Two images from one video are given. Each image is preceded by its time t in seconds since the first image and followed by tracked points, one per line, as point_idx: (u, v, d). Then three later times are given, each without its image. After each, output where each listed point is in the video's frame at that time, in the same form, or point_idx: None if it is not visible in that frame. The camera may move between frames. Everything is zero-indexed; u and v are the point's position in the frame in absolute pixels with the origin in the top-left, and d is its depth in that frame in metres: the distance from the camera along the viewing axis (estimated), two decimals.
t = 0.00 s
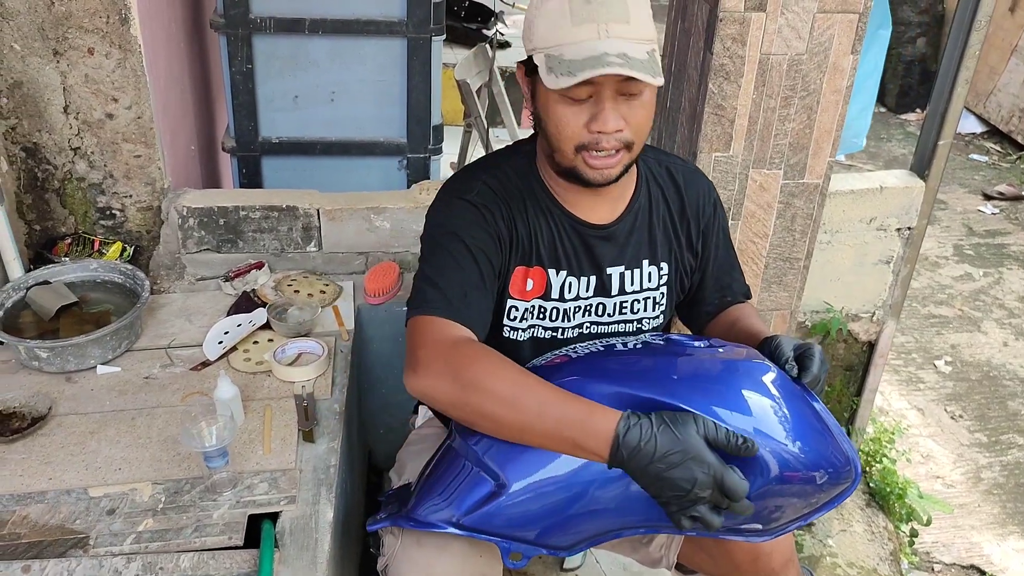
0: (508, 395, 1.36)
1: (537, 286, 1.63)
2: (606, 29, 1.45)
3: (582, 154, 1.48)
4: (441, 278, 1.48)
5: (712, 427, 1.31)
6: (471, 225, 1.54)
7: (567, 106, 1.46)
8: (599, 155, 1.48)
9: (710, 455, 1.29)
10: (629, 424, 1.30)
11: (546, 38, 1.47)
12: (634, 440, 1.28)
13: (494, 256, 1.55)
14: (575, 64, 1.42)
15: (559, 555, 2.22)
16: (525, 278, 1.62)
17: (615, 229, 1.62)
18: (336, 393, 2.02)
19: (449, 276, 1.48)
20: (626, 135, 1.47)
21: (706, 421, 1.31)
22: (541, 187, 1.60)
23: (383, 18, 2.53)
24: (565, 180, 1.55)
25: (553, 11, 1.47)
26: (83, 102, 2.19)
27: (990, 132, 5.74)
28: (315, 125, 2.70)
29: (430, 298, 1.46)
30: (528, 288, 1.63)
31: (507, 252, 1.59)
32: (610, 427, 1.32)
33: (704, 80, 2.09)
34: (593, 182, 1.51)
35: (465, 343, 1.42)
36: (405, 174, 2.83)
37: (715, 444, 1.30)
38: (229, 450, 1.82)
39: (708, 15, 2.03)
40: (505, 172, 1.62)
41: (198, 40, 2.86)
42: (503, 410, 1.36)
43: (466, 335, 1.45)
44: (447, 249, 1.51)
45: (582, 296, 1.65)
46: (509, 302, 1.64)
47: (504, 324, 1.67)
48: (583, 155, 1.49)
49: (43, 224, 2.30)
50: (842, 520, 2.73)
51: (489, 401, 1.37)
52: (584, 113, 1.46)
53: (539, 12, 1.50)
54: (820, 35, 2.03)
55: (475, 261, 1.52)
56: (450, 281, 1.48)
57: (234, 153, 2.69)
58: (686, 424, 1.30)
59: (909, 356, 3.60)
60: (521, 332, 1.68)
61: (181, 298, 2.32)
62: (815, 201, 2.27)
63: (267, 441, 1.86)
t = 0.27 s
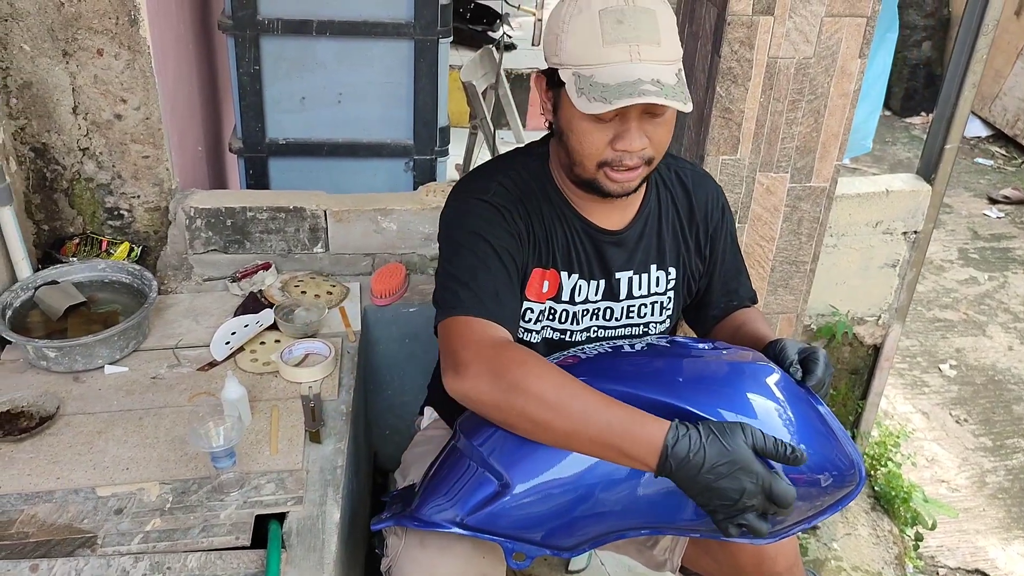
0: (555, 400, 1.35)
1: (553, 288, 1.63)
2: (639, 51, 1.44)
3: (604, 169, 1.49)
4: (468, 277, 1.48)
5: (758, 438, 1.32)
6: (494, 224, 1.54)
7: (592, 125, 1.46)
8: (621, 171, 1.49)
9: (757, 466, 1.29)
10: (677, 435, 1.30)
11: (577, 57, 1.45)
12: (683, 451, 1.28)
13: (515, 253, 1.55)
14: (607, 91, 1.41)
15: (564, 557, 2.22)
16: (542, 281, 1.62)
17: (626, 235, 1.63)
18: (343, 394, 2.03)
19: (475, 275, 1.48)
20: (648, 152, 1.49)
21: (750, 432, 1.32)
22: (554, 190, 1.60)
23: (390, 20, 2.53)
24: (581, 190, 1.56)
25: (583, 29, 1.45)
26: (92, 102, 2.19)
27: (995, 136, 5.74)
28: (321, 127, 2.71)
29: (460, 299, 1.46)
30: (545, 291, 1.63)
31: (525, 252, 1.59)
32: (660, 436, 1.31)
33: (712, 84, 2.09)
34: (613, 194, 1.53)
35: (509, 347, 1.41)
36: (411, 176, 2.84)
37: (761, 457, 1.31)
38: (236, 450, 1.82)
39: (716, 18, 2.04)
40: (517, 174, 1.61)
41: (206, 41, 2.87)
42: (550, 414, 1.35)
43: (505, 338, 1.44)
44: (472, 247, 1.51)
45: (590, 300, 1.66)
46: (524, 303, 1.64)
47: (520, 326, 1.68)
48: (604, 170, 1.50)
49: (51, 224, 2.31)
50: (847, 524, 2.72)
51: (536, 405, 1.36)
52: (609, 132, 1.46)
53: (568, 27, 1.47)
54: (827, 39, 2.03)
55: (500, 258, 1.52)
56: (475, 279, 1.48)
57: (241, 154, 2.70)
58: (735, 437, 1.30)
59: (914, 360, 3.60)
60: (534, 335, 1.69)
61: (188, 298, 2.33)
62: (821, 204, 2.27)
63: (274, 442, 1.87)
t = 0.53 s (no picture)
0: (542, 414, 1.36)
1: (557, 292, 1.63)
2: (652, 60, 1.44)
3: (612, 174, 1.50)
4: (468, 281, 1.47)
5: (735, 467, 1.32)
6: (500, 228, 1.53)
7: (602, 130, 1.46)
8: (629, 177, 1.50)
9: (727, 497, 1.30)
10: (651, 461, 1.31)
11: (591, 62, 1.45)
12: (657, 474, 1.29)
13: (517, 258, 1.55)
14: (618, 98, 1.41)
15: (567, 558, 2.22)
16: (546, 285, 1.62)
17: (635, 237, 1.63)
18: (347, 395, 2.03)
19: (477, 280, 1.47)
20: (657, 159, 1.49)
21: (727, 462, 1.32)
22: (563, 194, 1.60)
23: (396, 21, 2.54)
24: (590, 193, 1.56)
25: (598, 36, 1.45)
26: (98, 102, 2.20)
27: (999, 138, 5.73)
28: (326, 127, 2.71)
29: (456, 302, 1.46)
30: (548, 295, 1.63)
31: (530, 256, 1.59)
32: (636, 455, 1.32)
33: (717, 85, 2.09)
34: (620, 199, 1.54)
35: (498, 355, 1.41)
36: (416, 176, 2.84)
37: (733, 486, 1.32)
38: (241, 450, 1.82)
39: (722, 20, 2.04)
40: (528, 177, 1.61)
41: (211, 42, 2.87)
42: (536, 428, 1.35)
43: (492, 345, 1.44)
44: (476, 250, 1.51)
45: (600, 302, 1.66)
46: (530, 309, 1.64)
47: (525, 331, 1.68)
48: (613, 175, 1.50)
49: (57, 223, 2.31)
50: (850, 526, 2.72)
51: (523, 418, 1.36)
52: (619, 138, 1.47)
53: (583, 30, 1.47)
54: (833, 41, 2.03)
55: (502, 263, 1.51)
56: (477, 284, 1.47)
57: (246, 154, 2.70)
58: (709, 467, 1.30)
59: (918, 362, 3.60)
60: (539, 339, 1.69)
61: (192, 298, 2.33)
62: (826, 207, 2.27)
63: (279, 442, 1.87)
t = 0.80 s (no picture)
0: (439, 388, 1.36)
1: (547, 289, 1.63)
2: (656, 69, 1.44)
3: (613, 176, 1.50)
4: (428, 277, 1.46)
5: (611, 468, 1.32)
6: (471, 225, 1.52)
7: (605, 134, 1.45)
8: (630, 180, 1.50)
9: (600, 494, 1.31)
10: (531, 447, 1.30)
11: (597, 68, 1.45)
12: (533, 465, 1.28)
13: (484, 260, 1.54)
14: (620, 106, 1.42)
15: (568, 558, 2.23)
16: (532, 282, 1.62)
17: (635, 231, 1.63)
18: (348, 394, 2.03)
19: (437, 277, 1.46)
20: (658, 164, 1.49)
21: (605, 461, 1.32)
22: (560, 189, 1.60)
23: (398, 20, 2.54)
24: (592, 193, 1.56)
25: (605, 40, 1.45)
26: (100, 100, 2.20)
27: (1003, 139, 5.72)
28: (329, 126, 2.71)
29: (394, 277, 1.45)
30: (536, 292, 1.63)
31: (504, 255, 1.59)
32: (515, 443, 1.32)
33: (719, 85, 2.09)
34: (620, 199, 1.54)
35: (416, 334, 1.40)
36: (418, 176, 2.84)
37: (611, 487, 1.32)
38: (242, 449, 1.82)
39: (724, 20, 2.03)
40: (525, 172, 1.61)
41: (214, 40, 2.88)
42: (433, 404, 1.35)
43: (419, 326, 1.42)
44: (438, 241, 1.50)
45: (598, 298, 1.66)
46: (517, 305, 1.63)
47: (513, 328, 1.66)
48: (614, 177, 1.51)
49: (59, 221, 2.32)
50: (852, 527, 2.71)
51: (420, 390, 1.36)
52: (621, 142, 1.46)
53: (591, 34, 1.46)
54: (836, 42, 2.03)
55: (462, 265, 1.50)
56: (437, 281, 1.46)
57: (249, 152, 2.70)
58: (585, 463, 1.30)
59: (920, 363, 3.59)
60: (529, 335, 1.67)
61: (194, 296, 2.33)
62: (828, 207, 2.27)
63: (280, 440, 1.87)
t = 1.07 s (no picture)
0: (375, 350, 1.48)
1: (541, 278, 1.65)
2: (654, 70, 1.43)
3: (608, 172, 1.50)
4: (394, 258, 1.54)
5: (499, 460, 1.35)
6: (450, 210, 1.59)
7: (600, 129, 1.46)
8: (624, 177, 1.50)
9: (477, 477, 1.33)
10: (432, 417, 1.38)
11: (597, 63, 1.45)
12: (422, 434, 1.35)
13: (458, 247, 1.60)
14: (611, 105, 1.42)
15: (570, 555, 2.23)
16: (526, 269, 1.65)
17: (636, 225, 1.64)
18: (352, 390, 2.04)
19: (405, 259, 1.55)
20: (654, 164, 1.48)
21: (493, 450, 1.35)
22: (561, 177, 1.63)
23: (402, 16, 2.53)
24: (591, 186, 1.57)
25: (606, 38, 1.45)
26: (105, 96, 2.20)
27: (1007, 137, 5.71)
28: (332, 123, 2.71)
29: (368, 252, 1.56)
30: (529, 279, 1.66)
31: (489, 243, 1.63)
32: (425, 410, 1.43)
33: (723, 83, 2.08)
34: (615, 194, 1.55)
35: (366, 304, 1.52)
36: (421, 173, 2.84)
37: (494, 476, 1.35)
38: (245, 444, 1.83)
39: (729, 17, 2.03)
40: (527, 163, 1.64)
41: (218, 37, 2.88)
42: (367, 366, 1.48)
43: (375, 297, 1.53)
44: (408, 223, 1.58)
45: (596, 290, 1.67)
46: (510, 292, 1.67)
47: (508, 314, 1.69)
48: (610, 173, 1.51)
49: (64, 217, 2.32)
50: (855, 525, 2.71)
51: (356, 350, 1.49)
52: (615, 139, 1.46)
53: (595, 29, 1.47)
54: (840, 39, 2.03)
55: (431, 251, 1.57)
56: (407, 262, 1.55)
57: (252, 149, 2.71)
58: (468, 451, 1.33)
59: (923, 361, 3.59)
60: (523, 322, 1.70)
61: (198, 292, 2.34)
62: (832, 205, 2.26)
63: (283, 436, 1.87)
